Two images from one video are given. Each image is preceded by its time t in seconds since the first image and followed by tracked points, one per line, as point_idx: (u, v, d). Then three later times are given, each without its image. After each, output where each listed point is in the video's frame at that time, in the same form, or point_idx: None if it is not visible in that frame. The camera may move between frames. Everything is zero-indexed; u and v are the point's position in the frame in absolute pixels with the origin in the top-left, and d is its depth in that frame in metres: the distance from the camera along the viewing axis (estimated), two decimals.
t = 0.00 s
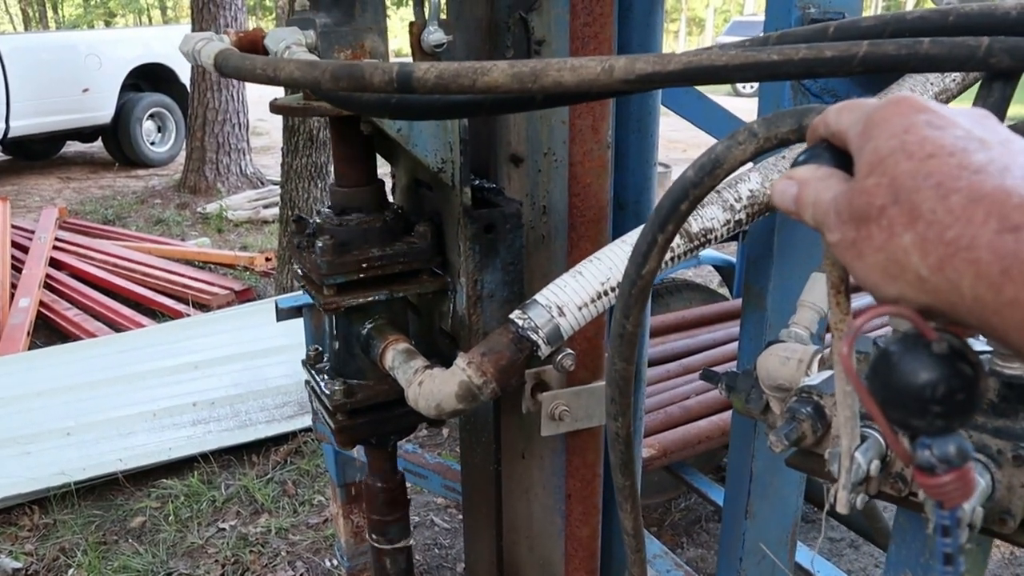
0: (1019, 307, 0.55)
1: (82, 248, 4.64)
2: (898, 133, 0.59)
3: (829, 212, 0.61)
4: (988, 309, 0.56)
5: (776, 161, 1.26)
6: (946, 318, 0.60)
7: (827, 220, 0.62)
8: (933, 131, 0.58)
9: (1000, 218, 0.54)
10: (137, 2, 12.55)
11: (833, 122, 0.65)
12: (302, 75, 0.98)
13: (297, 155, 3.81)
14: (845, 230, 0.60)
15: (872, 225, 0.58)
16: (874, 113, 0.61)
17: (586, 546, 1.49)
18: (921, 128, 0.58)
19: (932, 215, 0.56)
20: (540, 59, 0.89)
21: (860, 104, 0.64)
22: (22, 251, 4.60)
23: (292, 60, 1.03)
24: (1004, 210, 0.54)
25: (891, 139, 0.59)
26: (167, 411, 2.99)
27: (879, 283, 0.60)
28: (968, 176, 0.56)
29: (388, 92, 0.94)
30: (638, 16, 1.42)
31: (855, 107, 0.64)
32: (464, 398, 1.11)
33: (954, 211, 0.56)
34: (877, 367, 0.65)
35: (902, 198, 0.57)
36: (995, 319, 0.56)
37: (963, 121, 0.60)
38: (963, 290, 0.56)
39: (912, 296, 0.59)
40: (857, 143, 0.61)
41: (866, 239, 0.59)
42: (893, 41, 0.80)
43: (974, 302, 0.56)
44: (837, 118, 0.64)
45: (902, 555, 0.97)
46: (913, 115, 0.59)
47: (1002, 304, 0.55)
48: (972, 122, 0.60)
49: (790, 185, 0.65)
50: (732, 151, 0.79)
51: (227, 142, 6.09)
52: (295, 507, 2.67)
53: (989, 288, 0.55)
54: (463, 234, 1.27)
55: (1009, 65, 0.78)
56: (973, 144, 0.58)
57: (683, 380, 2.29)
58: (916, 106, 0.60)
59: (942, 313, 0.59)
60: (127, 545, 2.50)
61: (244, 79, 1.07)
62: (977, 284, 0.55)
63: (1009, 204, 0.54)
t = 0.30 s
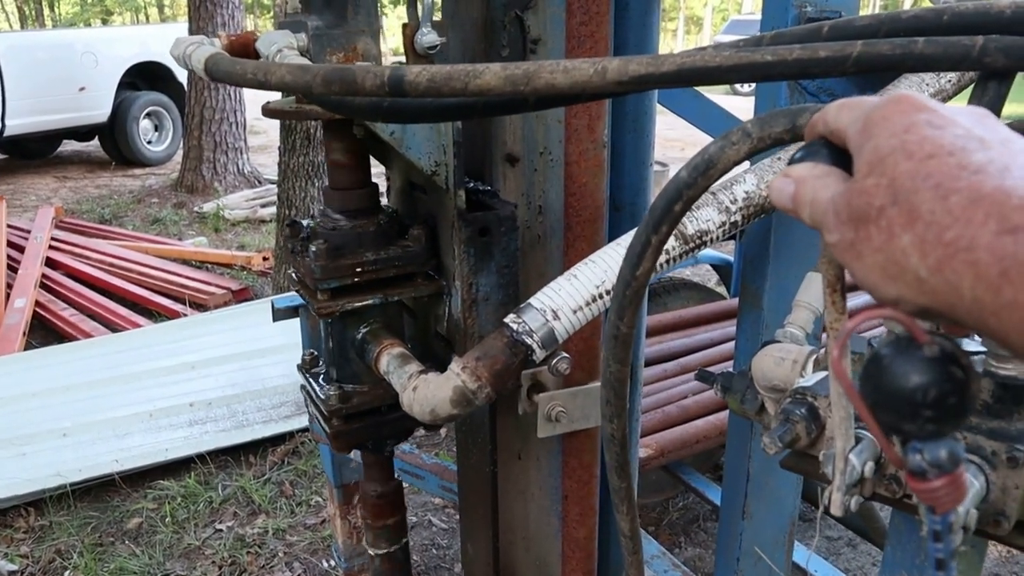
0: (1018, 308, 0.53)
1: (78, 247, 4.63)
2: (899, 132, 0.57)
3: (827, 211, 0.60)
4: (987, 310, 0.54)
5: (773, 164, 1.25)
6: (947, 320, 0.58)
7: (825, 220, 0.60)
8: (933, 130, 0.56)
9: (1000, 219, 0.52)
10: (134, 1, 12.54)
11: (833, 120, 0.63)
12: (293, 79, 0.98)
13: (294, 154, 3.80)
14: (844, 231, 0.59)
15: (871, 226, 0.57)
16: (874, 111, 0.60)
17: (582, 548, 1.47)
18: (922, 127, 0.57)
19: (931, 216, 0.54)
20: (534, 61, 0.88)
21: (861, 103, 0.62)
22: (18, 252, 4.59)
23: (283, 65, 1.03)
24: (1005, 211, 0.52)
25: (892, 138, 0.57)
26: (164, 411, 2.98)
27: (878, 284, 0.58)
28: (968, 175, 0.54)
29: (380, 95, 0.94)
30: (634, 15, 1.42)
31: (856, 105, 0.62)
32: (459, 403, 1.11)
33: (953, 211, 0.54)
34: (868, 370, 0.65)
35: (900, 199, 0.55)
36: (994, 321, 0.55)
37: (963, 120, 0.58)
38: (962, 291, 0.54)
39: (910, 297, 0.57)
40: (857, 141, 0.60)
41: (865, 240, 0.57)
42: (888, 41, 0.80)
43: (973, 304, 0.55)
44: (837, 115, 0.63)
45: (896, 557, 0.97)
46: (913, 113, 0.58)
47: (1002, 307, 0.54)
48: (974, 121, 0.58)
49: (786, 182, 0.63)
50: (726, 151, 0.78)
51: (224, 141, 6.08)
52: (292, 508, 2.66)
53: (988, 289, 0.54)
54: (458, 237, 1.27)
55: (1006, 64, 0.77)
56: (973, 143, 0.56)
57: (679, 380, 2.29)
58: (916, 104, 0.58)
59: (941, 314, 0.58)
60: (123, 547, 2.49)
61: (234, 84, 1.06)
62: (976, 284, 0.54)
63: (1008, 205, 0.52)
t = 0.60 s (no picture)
0: (980, 322, 0.53)
1: (67, 247, 4.62)
2: (865, 142, 0.57)
3: (795, 222, 0.60)
4: (953, 322, 0.54)
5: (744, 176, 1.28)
6: (916, 331, 0.58)
7: (794, 229, 0.60)
8: (900, 140, 0.56)
9: (966, 231, 0.52)
10: None
11: (801, 128, 0.63)
12: (273, 102, 0.98)
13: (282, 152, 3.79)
14: (813, 241, 0.58)
15: (839, 236, 0.56)
16: (842, 121, 0.59)
17: (568, 548, 1.47)
18: (889, 137, 0.56)
19: (899, 227, 0.54)
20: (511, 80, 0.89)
21: (829, 111, 0.62)
22: (6, 251, 4.57)
23: (262, 87, 1.03)
24: (972, 222, 0.52)
25: (858, 149, 0.57)
26: (154, 411, 2.98)
27: (847, 295, 0.58)
28: (935, 186, 0.54)
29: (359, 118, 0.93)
30: (615, 17, 1.41)
31: (824, 113, 0.62)
32: (442, 422, 1.12)
33: (920, 222, 0.53)
34: (826, 381, 0.63)
35: (869, 209, 0.55)
36: (960, 333, 0.54)
37: (930, 129, 0.57)
38: (929, 302, 0.54)
39: (879, 307, 0.57)
40: (826, 151, 0.59)
41: (834, 250, 0.57)
42: (862, 50, 0.81)
43: (940, 316, 0.54)
44: (806, 124, 0.63)
45: (876, 557, 0.98)
46: (880, 122, 0.57)
47: (968, 318, 0.53)
48: (939, 130, 0.57)
49: (755, 193, 0.63)
50: (701, 155, 0.79)
51: (214, 139, 6.06)
52: (282, 507, 2.66)
53: (954, 301, 0.53)
54: (440, 253, 1.25)
55: (978, 68, 0.78)
56: (940, 153, 0.55)
57: (666, 378, 2.29)
58: (882, 114, 0.58)
59: (910, 325, 0.57)
60: (113, 547, 2.49)
61: (215, 106, 1.06)
62: (943, 296, 0.53)
63: (974, 216, 0.52)
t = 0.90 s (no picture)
0: (962, 309, 0.54)
1: (65, 255, 4.62)
2: (850, 134, 0.57)
3: (781, 214, 0.60)
4: (937, 310, 0.54)
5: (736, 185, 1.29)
6: (902, 321, 0.58)
7: (780, 221, 0.60)
8: (883, 132, 0.56)
9: (949, 219, 0.52)
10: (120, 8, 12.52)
11: (787, 121, 0.63)
12: (267, 115, 0.98)
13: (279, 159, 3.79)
14: (798, 232, 0.59)
15: (824, 226, 0.57)
16: (826, 114, 0.59)
17: (564, 548, 1.48)
18: (873, 129, 0.56)
19: (882, 217, 0.54)
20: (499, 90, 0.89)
21: (815, 104, 0.62)
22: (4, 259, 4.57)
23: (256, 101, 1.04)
24: (955, 211, 0.52)
25: (843, 141, 0.57)
26: (152, 418, 2.98)
27: (833, 284, 0.58)
28: (918, 176, 0.54)
29: (351, 130, 0.94)
30: (608, 19, 1.42)
31: (809, 106, 0.62)
32: (437, 430, 1.11)
33: (904, 211, 0.54)
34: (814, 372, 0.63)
35: (853, 199, 0.55)
36: (945, 320, 0.55)
37: (914, 120, 0.57)
38: (914, 290, 0.54)
39: (865, 296, 0.57)
40: (811, 143, 0.60)
41: (819, 241, 0.57)
42: (847, 51, 0.81)
43: (925, 303, 0.55)
44: (791, 117, 0.63)
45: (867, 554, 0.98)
46: (864, 115, 0.57)
47: (952, 306, 0.54)
48: (925, 120, 0.57)
49: (742, 185, 0.64)
50: (691, 153, 0.78)
51: (211, 147, 6.08)
52: (280, 512, 2.66)
53: (938, 289, 0.53)
54: (434, 264, 1.26)
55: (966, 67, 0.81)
56: (923, 144, 0.55)
57: (663, 380, 2.29)
58: (867, 106, 0.58)
59: (896, 315, 0.58)
60: (111, 553, 2.48)
61: (210, 121, 1.06)
62: (927, 283, 0.53)
63: (957, 205, 0.52)
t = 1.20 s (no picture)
0: (956, 261, 0.54)
1: (59, 239, 4.59)
2: (844, 92, 0.57)
3: (773, 174, 0.60)
4: (930, 263, 0.55)
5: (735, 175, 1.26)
6: (895, 278, 0.59)
7: (773, 182, 0.60)
8: (877, 88, 0.57)
9: (941, 172, 0.53)
10: None
11: (781, 81, 0.63)
12: (262, 100, 0.98)
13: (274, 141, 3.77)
14: (791, 191, 0.59)
15: (817, 183, 0.57)
16: (821, 72, 0.60)
17: (559, 527, 1.45)
18: (867, 86, 0.57)
19: (875, 171, 0.55)
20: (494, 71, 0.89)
21: (809, 64, 0.62)
22: None
23: (251, 84, 1.03)
24: (946, 164, 0.53)
25: (837, 97, 0.57)
26: (147, 402, 2.97)
27: (825, 242, 0.58)
28: (911, 131, 0.55)
29: (347, 114, 0.93)
30: None
31: (802, 67, 0.62)
32: (432, 417, 1.10)
33: (896, 165, 0.54)
34: (809, 332, 0.64)
35: (846, 155, 0.56)
36: (936, 274, 0.55)
37: (908, 79, 0.58)
38: (906, 244, 0.55)
39: (858, 253, 0.58)
40: (805, 101, 0.60)
41: (812, 199, 0.58)
42: (847, 27, 0.79)
43: (916, 257, 0.55)
44: (784, 78, 0.63)
45: (863, 530, 0.98)
46: (859, 72, 0.58)
47: (942, 259, 0.54)
48: (918, 78, 0.58)
49: (736, 147, 0.63)
50: (686, 122, 0.78)
51: (205, 130, 6.04)
52: (276, 497, 2.66)
53: (930, 242, 0.54)
54: (430, 249, 1.24)
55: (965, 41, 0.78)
56: (916, 100, 0.56)
57: (659, 362, 2.30)
58: (861, 63, 0.58)
59: (889, 271, 0.58)
60: (106, 538, 2.48)
61: (205, 104, 1.05)
62: (919, 237, 0.54)
63: (950, 158, 0.53)
